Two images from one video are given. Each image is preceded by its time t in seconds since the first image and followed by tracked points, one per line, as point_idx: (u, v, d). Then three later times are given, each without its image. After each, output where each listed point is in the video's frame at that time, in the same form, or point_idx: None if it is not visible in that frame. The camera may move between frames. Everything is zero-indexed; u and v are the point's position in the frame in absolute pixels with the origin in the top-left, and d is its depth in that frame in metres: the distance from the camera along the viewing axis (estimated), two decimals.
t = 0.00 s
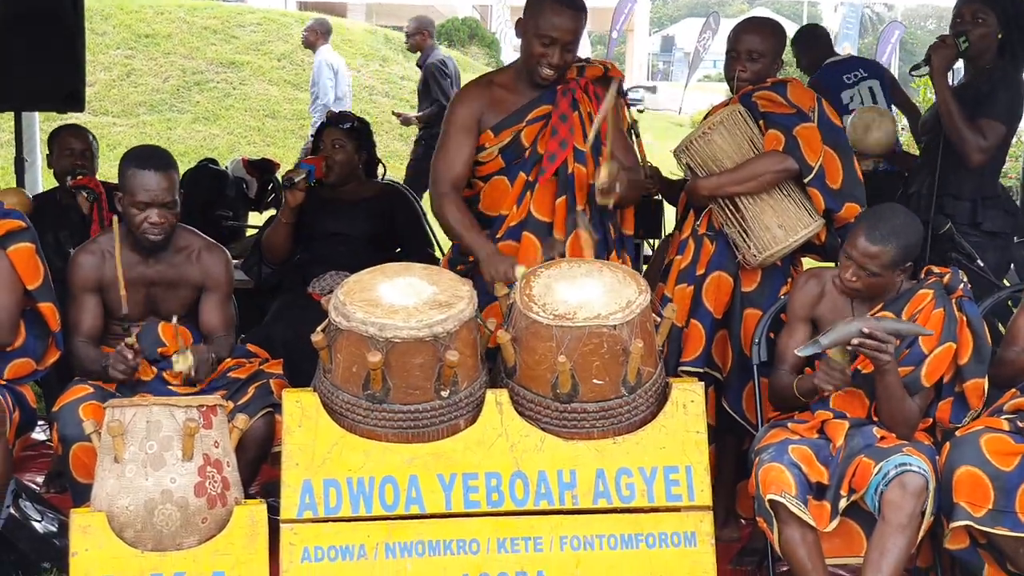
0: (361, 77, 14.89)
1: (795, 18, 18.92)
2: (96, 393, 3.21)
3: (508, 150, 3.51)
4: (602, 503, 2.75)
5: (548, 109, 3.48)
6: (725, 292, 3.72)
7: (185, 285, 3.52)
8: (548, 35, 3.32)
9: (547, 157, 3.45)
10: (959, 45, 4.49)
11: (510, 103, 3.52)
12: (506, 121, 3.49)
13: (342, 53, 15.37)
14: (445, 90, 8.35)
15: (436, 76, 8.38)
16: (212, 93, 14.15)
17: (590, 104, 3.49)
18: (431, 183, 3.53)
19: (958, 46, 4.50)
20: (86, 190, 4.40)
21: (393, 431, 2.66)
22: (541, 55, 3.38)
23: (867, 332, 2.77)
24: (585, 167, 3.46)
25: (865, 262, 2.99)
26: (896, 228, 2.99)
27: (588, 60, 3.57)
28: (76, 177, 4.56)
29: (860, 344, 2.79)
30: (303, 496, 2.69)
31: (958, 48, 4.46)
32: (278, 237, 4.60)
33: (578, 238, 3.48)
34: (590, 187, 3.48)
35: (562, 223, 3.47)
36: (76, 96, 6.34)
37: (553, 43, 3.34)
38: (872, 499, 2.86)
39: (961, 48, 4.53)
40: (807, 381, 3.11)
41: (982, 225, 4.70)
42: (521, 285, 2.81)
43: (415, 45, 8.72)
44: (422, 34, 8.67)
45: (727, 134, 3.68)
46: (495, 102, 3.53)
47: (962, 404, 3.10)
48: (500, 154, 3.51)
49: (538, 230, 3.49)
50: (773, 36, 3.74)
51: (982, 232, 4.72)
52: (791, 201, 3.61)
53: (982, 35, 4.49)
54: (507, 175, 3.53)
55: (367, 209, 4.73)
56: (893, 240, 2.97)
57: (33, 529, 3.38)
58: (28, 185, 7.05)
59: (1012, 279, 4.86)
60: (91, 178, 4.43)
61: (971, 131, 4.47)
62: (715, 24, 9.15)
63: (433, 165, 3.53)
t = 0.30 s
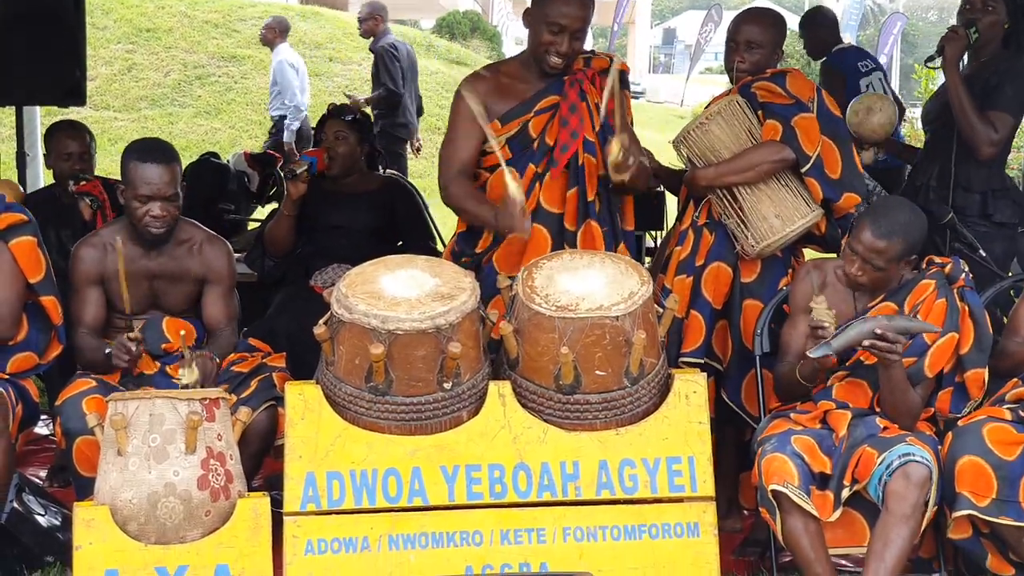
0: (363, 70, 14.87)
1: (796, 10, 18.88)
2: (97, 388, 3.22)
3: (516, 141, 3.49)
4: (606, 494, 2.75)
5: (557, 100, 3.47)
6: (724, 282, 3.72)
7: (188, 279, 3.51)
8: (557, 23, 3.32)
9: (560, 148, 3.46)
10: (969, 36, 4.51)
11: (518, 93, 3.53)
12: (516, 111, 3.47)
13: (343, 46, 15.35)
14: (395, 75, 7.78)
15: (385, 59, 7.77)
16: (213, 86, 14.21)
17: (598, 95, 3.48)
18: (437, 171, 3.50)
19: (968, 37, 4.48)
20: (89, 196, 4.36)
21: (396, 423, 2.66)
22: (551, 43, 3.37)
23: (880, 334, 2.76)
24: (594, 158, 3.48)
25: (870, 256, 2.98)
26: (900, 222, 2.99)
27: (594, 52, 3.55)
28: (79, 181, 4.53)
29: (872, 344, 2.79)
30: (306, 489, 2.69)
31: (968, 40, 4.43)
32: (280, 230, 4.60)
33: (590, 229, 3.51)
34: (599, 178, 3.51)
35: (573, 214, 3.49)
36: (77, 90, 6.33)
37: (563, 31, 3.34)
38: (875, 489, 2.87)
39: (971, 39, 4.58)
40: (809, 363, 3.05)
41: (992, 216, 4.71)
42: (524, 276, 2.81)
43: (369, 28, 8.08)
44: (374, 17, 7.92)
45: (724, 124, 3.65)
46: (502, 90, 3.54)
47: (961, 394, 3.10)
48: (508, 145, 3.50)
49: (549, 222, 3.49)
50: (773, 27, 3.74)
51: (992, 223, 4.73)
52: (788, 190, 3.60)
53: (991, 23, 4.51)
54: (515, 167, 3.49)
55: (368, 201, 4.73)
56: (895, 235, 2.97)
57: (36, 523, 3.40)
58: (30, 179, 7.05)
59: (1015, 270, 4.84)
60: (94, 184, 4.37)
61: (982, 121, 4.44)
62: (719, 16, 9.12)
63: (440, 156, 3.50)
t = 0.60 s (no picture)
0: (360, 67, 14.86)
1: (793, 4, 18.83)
2: (96, 385, 3.21)
3: (507, 137, 3.50)
4: (605, 488, 2.75)
5: (548, 96, 3.47)
6: (719, 274, 3.72)
7: (186, 275, 3.51)
8: (545, 18, 3.32)
9: (550, 146, 3.45)
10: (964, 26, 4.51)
11: (510, 89, 3.52)
12: (506, 109, 3.48)
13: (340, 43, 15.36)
14: (337, 77, 8.54)
15: (328, 61, 8.53)
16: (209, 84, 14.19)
17: (588, 92, 3.49)
18: (431, 170, 3.53)
19: (963, 27, 4.44)
20: (88, 194, 4.29)
21: (395, 418, 2.66)
22: (537, 39, 3.36)
23: (883, 324, 2.75)
24: (586, 155, 3.47)
25: (868, 254, 2.99)
26: (898, 218, 2.97)
27: (588, 47, 3.54)
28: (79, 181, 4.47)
29: (875, 334, 2.77)
30: (305, 485, 2.69)
31: (963, 30, 4.35)
32: (279, 226, 4.60)
33: (586, 225, 3.50)
34: (591, 175, 3.50)
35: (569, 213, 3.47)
36: (75, 88, 6.32)
37: (549, 26, 3.33)
38: (875, 481, 2.86)
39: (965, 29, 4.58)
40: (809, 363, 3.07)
41: (990, 208, 4.66)
42: (522, 271, 2.80)
43: (309, 32, 8.86)
44: (315, 24, 8.78)
45: (716, 116, 3.68)
46: (495, 87, 3.53)
47: (963, 388, 3.10)
48: (499, 141, 3.51)
49: (543, 221, 3.46)
50: (769, 19, 3.72)
51: (990, 215, 4.68)
52: (781, 182, 3.59)
53: (983, 13, 4.54)
54: (506, 163, 3.51)
55: (367, 198, 4.72)
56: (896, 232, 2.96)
57: (36, 521, 3.40)
58: (28, 178, 7.04)
59: (1013, 262, 4.82)
60: (94, 183, 4.32)
61: (977, 112, 4.43)
62: (715, 10, 9.08)
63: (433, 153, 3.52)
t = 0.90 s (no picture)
0: (364, 64, 14.86)
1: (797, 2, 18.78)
2: (98, 381, 3.21)
3: (504, 131, 3.50)
4: (609, 485, 2.75)
5: (545, 91, 3.46)
6: (724, 274, 3.72)
7: (189, 271, 3.51)
8: (551, 18, 3.30)
9: (549, 139, 3.45)
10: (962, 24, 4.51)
11: (507, 85, 3.49)
12: (503, 102, 3.47)
13: (344, 40, 15.37)
14: (295, 60, 8.10)
15: (283, 46, 8.05)
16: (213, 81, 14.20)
17: (587, 86, 3.47)
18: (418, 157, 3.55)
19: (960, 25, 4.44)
20: (93, 190, 4.31)
21: (399, 415, 2.66)
22: (541, 37, 3.35)
23: (891, 325, 2.74)
24: (583, 148, 3.46)
25: (884, 247, 2.96)
26: (909, 211, 2.97)
27: (586, 42, 3.51)
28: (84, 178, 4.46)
29: (884, 332, 2.77)
30: (308, 481, 2.69)
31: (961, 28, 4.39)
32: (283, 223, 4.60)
33: (581, 220, 3.49)
34: (589, 168, 3.49)
35: (564, 206, 3.47)
36: (79, 85, 6.29)
37: (554, 26, 3.31)
38: (879, 479, 2.86)
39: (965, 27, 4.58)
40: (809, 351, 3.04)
41: (992, 206, 4.67)
42: (525, 268, 2.80)
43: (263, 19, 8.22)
44: (270, 9, 8.17)
45: (719, 111, 3.67)
46: (493, 83, 3.51)
47: (968, 385, 3.10)
48: (495, 134, 3.51)
49: (539, 215, 3.49)
50: (772, 16, 3.73)
51: (992, 213, 4.70)
52: (786, 174, 3.60)
53: (981, 11, 4.53)
54: (505, 157, 3.51)
55: (371, 195, 4.71)
56: (909, 220, 2.96)
57: (39, 517, 3.41)
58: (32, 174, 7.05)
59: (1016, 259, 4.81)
60: (98, 179, 4.34)
61: (976, 109, 4.42)
62: (718, 7, 9.05)
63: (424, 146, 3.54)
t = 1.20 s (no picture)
0: (367, 64, 14.85)
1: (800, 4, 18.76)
2: (98, 379, 3.20)
3: (503, 130, 3.49)
4: (609, 487, 2.74)
5: (545, 89, 3.45)
6: (723, 275, 3.71)
7: (190, 270, 3.50)
8: (545, 17, 3.30)
9: (548, 136, 3.44)
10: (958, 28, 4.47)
11: (505, 83, 3.49)
12: (502, 102, 3.46)
13: (346, 40, 15.36)
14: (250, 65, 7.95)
15: (240, 50, 7.92)
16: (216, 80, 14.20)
17: (586, 83, 3.45)
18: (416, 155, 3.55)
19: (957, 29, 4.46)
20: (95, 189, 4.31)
21: (399, 415, 2.65)
22: (536, 37, 3.35)
23: (896, 317, 2.73)
24: (585, 145, 3.44)
25: (875, 245, 2.98)
26: (909, 212, 2.98)
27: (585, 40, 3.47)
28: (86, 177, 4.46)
29: (889, 327, 2.75)
30: (308, 481, 2.68)
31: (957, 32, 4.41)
32: (285, 222, 4.60)
33: (589, 216, 3.47)
34: (591, 165, 3.47)
35: (570, 203, 3.46)
36: (80, 84, 6.28)
37: (549, 26, 3.32)
38: (879, 483, 2.85)
39: (960, 31, 4.56)
40: (811, 356, 3.05)
41: (994, 208, 4.66)
42: (526, 269, 2.79)
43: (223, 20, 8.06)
44: (230, 9, 8.01)
45: (718, 113, 3.65)
46: (491, 82, 3.51)
47: (969, 389, 3.10)
48: (494, 134, 3.50)
49: (540, 212, 3.48)
50: (771, 18, 3.74)
51: (993, 216, 4.69)
52: (784, 176, 3.57)
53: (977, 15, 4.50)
54: (504, 156, 3.51)
55: (373, 197, 4.69)
56: (905, 220, 2.96)
57: (39, 515, 3.41)
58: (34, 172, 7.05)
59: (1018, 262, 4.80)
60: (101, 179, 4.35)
61: (977, 112, 4.42)
62: (719, 8, 9.03)
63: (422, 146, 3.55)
